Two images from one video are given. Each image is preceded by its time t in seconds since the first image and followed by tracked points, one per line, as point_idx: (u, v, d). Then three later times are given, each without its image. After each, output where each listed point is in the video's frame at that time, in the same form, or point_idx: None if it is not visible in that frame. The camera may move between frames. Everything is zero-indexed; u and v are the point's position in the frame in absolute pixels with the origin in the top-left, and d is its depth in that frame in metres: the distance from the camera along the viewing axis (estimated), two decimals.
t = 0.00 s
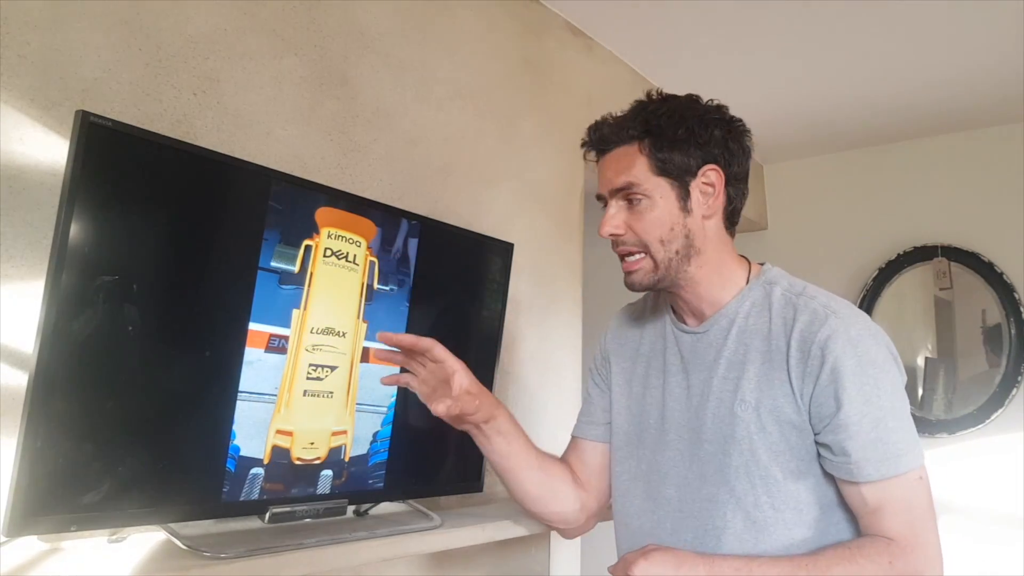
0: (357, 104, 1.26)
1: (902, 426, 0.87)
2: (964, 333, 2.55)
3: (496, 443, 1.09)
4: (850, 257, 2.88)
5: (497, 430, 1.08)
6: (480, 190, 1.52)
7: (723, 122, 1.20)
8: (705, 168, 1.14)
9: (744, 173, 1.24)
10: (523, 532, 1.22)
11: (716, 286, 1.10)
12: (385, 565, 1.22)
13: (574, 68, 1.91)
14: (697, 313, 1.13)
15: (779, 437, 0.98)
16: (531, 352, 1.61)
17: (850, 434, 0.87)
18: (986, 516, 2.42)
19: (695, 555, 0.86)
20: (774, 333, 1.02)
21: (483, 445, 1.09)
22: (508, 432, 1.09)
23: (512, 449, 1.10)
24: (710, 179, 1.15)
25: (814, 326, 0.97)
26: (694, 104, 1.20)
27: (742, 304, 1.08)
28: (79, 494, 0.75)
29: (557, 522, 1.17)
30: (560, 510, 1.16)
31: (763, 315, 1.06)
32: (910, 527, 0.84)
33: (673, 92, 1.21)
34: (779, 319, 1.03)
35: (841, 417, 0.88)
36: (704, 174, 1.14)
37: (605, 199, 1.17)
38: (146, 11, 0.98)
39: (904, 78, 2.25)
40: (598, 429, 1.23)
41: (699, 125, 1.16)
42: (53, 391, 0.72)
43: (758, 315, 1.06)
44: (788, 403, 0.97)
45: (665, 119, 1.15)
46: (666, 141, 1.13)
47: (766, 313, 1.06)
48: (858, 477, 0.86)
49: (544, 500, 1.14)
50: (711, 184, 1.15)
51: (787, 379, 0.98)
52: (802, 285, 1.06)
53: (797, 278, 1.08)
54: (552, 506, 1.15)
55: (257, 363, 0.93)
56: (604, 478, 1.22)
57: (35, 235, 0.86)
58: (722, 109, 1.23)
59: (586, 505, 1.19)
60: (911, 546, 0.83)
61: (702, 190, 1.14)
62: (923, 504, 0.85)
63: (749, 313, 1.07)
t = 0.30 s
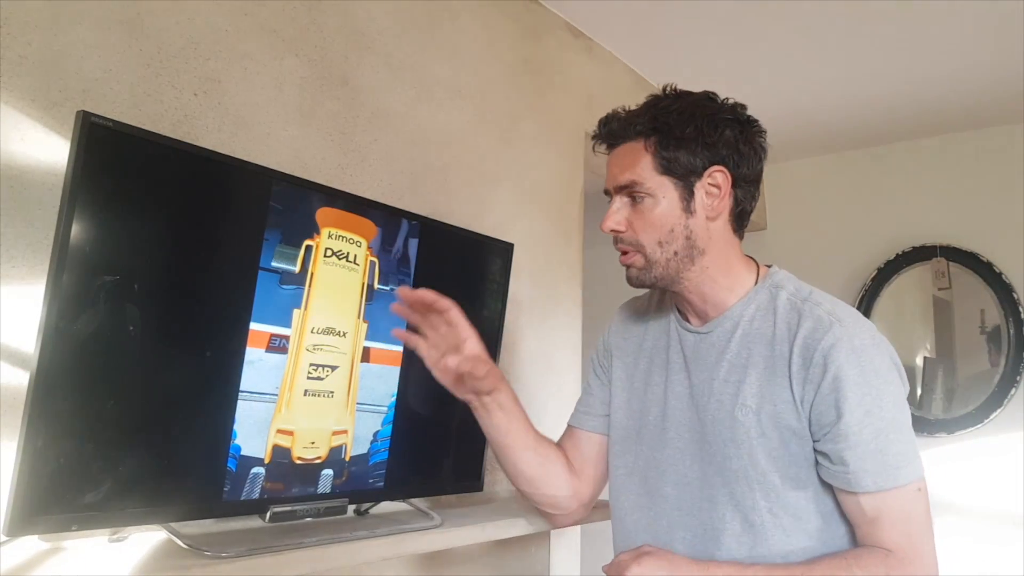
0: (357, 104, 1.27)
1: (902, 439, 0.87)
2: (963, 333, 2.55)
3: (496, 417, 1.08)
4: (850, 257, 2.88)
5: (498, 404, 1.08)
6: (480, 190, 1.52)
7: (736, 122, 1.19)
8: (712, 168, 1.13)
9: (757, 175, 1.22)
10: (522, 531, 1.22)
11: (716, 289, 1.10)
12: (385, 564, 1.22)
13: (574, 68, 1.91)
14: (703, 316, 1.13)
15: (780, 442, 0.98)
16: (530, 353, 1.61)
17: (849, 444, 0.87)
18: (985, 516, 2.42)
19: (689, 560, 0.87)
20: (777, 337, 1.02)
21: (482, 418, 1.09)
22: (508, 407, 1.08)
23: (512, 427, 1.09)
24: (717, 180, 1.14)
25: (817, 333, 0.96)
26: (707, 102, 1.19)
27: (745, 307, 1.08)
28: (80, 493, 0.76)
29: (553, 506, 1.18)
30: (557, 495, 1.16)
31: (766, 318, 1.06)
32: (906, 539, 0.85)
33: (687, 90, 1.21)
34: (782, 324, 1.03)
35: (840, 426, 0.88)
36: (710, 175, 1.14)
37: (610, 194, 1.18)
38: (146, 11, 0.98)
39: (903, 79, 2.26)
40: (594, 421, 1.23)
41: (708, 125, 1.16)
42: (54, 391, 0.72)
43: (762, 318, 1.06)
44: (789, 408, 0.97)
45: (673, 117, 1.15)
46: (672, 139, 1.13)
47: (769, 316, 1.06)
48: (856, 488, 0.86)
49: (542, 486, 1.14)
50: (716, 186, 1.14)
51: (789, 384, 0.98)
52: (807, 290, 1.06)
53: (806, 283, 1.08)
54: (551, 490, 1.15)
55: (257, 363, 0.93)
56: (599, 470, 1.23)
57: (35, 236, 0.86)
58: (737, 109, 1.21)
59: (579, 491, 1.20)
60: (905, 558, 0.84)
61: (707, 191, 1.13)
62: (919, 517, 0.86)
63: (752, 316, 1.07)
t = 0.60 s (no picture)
0: (357, 104, 1.27)
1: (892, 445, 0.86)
2: (963, 333, 2.55)
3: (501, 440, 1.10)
4: (849, 257, 2.88)
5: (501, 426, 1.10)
6: (480, 190, 1.52)
7: (754, 126, 1.19)
8: (725, 170, 1.14)
9: (772, 179, 1.22)
10: (521, 531, 1.21)
11: (721, 290, 1.10)
12: (385, 565, 1.22)
13: (574, 68, 1.91)
14: (704, 318, 1.13)
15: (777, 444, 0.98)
16: (530, 352, 1.61)
17: (836, 444, 0.87)
18: (985, 516, 2.42)
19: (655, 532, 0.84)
20: (778, 339, 1.02)
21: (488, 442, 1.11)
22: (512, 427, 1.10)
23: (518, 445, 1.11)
24: (729, 182, 1.14)
25: (818, 334, 0.96)
26: (727, 103, 1.18)
27: (750, 309, 1.07)
28: (81, 493, 0.76)
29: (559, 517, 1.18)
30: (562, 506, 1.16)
31: (770, 321, 1.05)
32: (876, 544, 0.83)
33: (708, 89, 1.21)
34: (784, 325, 1.02)
35: (830, 426, 0.88)
36: (722, 176, 1.14)
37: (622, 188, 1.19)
38: (146, 11, 0.98)
39: (903, 78, 2.26)
40: (599, 427, 1.23)
41: (724, 126, 1.16)
42: (54, 392, 0.72)
43: (767, 321, 1.06)
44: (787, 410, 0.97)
45: (690, 115, 1.15)
46: (687, 138, 1.14)
47: (771, 318, 1.05)
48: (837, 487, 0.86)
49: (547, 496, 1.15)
50: (728, 188, 1.14)
51: (788, 386, 0.98)
52: (810, 292, 1.05)
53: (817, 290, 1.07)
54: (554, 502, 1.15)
55: (257, 363, 0.93)
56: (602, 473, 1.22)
57: (35, 236, 0.86)
58: (758, 112, 1.21)
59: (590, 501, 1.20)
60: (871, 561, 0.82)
61: (718, 192, 1.14)
62: (893, 525, 0.84)
63: (755, 319, 1.07)
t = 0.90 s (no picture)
0: (357, 105, 1.27)
1: (828, 432, 0.85)
2: (963, 333, 2.55)
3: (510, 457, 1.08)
4: (849, 257, 2.88)
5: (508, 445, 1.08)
6: (480, 191, 1.52)
7: (763, 129, 1.20)
8: (733, 171, 1.15)
9: (777, 184, 1.24)
10: (522, 531, 1.21)
11: (726, 291, 1.10)
12: (385, 564, 1.22)
13: (574, 69, 1.91)
14: (705, 318, 1.14)
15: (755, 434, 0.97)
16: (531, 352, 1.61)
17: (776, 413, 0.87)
18: (986, 516, 2.42)
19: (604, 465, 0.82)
20: (767, 334, 1.02)
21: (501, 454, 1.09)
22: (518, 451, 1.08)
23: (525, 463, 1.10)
24: (737, 184, 1.15)
25: (802, 328, 0.97)
26: (738, 105, 1.20)
27: (750, 309, 1.07)
28: (80, 493, 0.76)
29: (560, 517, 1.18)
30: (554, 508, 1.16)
31: (765, 319, 1.04)
32: (756, 520, 0.80)
33: (719, 90, 1.22)
34: (774, 320, 1.03)
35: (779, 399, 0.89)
36: (731, 178, 1.15)
37: (630, 186, 1.19)
38: (145, 11, 0.98)
39: (903, 78, 2.26)
40: (603, 420, 1.23)
41: (734, 128, 1.17)
42: (53, 392, 0.72)
43: (761, 318, 1.05)
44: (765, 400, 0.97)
45: (701, 115, 1.16)
46: (698, 137, 1.14)
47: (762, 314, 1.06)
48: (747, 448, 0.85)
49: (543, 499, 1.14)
50: (735, 190, 1.15)
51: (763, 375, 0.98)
52: (804, 291, 1.06)
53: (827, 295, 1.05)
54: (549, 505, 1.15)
55: (257, 363, 0.93)
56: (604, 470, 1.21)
57: (35, 236, 0.86)
58: (766, 116, 1.22)
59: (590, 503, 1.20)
60: (746, 532, 0.79)
61: (726, 193, 1.15)
62: (786, 513, 0.82)
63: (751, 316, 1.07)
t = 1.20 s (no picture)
0: (357, 105, 1.27)
1: (771, 410, 0.88)
2: (963, 333, 2.55)
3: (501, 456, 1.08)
4: (850, 257, 2.88)
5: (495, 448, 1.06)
6: (480, 191, 1.52)
7: (753, 129, 1.20)
8: (725, 172, 1.15)
9: (768, 183, 1.24)
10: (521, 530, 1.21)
11: (714, 291, 1.12)
12: (385, 565, 1.22)
13: (574, 69, 1.91)
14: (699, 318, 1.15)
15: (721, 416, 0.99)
16: (530, 352, 1.61)
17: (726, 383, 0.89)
18: (986, 516, 2.42)
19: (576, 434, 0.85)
20: (742, 326, 1.05)
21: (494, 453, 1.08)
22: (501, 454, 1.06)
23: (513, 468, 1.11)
24: (728, 184, 1.15)
25: (777, 318, 0.99)
26: (727, 105, 1.20)
27: (733, 304, 1.08)
28: (80, 493, 0.76)
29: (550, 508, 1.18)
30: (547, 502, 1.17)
31: (743, 314, 1.06)
32: (654, 472, 0.83)
33: (708, 91, 1.22)
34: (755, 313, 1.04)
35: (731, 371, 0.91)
36: (722, 178, 1.15)
37: (621, 188, 1.18)
38: (146, 11, 0.98)
39: (904, 78, 2.26)
40: (598, 405, 1.24)
41: (725, 128, 1.17)
42: (53, 392, 0.72)
43: (738, 312, 1.07)
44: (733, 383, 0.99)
45: (692, 116, 1.16)
46: (689, 138, 1.14)
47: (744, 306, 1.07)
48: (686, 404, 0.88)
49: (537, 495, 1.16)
50: (726, 189, 1.15)
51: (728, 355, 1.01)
52: (787, 287, 1.07)
53: (819, 293, 1.05)
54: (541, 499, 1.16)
55: (257, 363, 0.93)
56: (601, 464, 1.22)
57: (35, 236, 0.86)
58: (755, 115, 1.23)
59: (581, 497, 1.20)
60: (644, 478, 0.83)
61: (717, 194, 1.15)
62: (694, 475, 0.84)
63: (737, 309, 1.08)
